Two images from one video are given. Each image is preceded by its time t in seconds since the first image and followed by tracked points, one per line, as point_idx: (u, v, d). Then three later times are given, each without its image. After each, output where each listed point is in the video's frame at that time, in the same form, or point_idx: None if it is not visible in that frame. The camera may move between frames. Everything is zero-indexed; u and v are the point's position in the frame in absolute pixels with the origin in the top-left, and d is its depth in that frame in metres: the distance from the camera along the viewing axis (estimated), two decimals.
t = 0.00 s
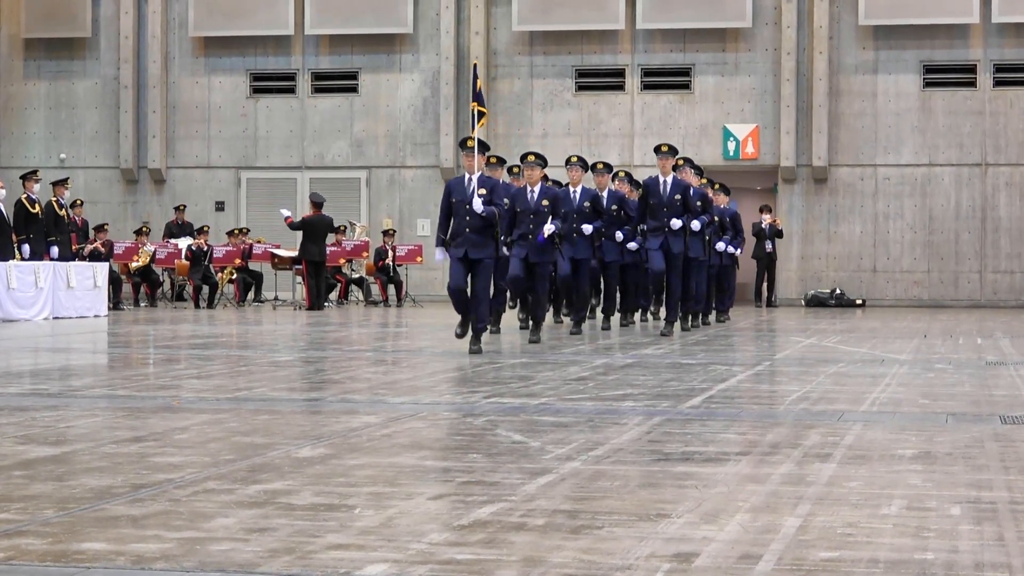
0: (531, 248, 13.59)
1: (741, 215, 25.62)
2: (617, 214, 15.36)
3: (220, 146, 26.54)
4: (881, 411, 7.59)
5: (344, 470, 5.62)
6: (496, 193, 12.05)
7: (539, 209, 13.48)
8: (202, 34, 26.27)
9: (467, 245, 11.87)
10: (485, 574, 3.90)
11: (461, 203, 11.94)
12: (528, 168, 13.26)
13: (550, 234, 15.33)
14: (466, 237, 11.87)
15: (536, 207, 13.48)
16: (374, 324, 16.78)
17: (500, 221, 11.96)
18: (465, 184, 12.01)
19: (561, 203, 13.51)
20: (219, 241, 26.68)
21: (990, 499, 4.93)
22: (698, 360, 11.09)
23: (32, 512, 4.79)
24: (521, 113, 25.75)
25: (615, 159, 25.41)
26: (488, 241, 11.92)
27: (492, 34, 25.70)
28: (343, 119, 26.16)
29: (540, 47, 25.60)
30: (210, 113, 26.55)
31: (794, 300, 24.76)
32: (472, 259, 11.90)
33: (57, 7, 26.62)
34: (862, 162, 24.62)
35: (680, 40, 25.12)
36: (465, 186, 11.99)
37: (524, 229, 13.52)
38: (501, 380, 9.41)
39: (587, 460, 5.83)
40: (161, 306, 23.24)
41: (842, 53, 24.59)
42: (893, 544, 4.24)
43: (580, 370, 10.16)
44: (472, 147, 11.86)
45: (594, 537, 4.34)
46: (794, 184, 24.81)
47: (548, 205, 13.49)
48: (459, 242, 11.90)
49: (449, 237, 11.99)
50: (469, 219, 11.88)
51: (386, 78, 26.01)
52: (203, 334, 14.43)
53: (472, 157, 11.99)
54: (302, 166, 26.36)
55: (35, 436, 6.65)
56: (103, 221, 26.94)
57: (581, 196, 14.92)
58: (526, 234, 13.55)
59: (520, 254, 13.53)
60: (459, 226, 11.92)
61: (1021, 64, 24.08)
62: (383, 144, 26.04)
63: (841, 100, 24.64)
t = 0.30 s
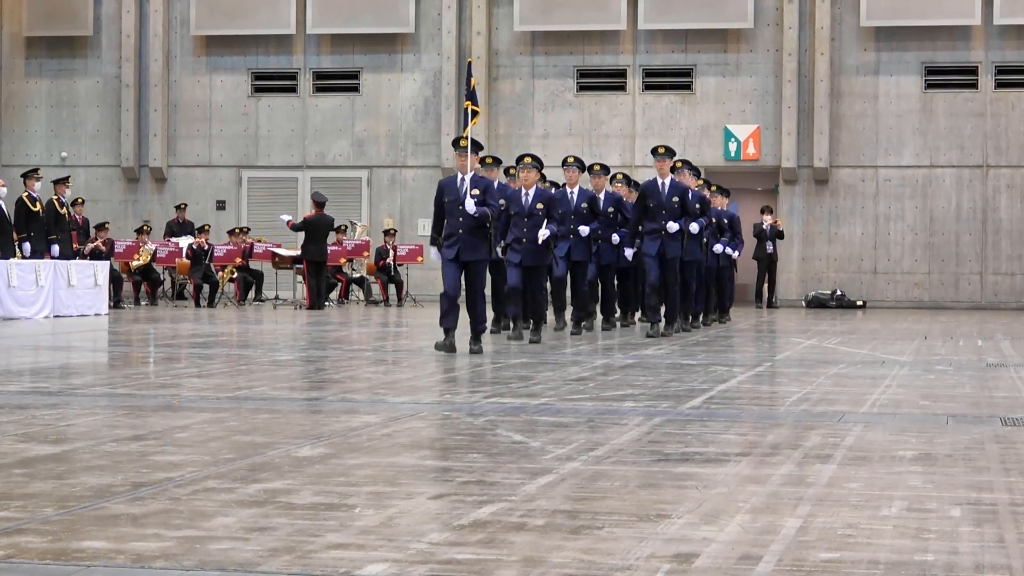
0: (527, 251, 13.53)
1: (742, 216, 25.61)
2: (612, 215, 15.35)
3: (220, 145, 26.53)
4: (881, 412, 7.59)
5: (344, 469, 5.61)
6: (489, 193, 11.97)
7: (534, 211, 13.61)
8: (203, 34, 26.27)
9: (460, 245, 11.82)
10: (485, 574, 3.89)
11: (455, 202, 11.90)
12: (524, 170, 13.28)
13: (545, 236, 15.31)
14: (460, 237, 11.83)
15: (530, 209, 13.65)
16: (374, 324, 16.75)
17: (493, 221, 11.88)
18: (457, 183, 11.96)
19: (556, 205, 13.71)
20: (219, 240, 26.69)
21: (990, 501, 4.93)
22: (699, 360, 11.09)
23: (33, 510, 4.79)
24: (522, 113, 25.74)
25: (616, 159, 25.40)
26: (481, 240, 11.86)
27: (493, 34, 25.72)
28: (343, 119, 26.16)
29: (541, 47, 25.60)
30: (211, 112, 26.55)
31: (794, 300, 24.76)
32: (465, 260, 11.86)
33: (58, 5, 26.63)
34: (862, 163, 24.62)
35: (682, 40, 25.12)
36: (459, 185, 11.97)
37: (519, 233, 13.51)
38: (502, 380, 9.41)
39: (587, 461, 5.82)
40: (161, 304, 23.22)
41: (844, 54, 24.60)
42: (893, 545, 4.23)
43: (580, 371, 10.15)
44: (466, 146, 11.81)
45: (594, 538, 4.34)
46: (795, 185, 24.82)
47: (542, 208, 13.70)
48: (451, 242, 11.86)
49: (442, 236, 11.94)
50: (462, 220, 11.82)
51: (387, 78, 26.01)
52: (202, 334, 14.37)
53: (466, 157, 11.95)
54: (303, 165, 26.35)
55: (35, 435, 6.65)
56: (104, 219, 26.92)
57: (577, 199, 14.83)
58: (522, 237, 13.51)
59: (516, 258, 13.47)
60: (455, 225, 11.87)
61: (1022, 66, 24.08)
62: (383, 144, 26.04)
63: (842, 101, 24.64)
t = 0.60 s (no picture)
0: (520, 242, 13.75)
1: (742, 217, 25.59)
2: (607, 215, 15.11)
3: (221, 145, 26.53)
4: (882, 414, 7.58)
5: (344, 470, 5.61)
6: (480, 192, 11.98)
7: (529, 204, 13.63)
8: (204, 34, 26.27)
9: (449, 243, 11.86)
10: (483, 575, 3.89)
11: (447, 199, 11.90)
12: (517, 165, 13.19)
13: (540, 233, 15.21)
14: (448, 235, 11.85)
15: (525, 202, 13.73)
16: (375, 324, 16.76)
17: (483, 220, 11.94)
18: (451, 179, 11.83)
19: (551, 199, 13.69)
20: (220, 239, 26.69)
21: (990, 503, 4.93)
22: (700, 362, 11.08)
23: (32, 509, 4.78)
24: (523, 114, 25.73)
25: (616, 161, 25.40)
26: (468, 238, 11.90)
27: (494, 35, 25.71)
28: (345, 119, 26.16)
29: (542, 48, 25.60)
30: (212, 112, 26.55)
31: (795, 302, 24.74)
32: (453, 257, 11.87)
33: (60, 5, 26.63)
34: (864, 166, 24.62)
35: (683, 42, 25.13)
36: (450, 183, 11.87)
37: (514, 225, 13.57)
38: (502, 380, 9.40)
39: (587, 462, 5.82)
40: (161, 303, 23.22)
41: (845, 57, 24.60)
42: (893, 548, 4.23)
43: (580, 372, 10.16)
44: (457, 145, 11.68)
45: (594, 539, 4.33)
46: (796, 187, 24.82)
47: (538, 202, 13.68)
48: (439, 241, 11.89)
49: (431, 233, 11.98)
50: (453, 218, 11.85)
51: (389, 78, 26.02)
52: (202, 334, 14.31)
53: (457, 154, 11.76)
54: (304, 166, 26.35)
55: (35, 434, 6.64)
56: (104, 219, 26.92)
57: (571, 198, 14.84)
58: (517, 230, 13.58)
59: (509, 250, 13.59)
60: (444, 222, 11.89)
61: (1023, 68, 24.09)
62: (384, 144, 26.05)
63: (843, 103, 24.65)
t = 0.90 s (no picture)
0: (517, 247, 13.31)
1: (742, 217, 25.58)
2: (605, 216, 15.04)
3: (222, 145, 26.52)
4: (883, 414, 7.58)
5: (344, 470, 5.60)
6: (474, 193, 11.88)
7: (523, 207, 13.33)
8: (205, 34, 26.25)
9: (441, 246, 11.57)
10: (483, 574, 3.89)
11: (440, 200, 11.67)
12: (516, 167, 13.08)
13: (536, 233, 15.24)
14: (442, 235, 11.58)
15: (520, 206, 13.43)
16: (376, 324, 16.76)
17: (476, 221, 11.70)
18: (443, 179, 11.71)
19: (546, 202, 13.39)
20: (220, 239, 26.68)
21: (991, 503, 4.92)
22: (700, 362, 11.09)
23: (32, 510, 4.77)
24: (524, 114, 25.72)
25: (616, 160, 25.41)
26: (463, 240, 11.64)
27: (494, 35, 25.71)
28: (344, 119, 26.15)
29: (542, 48, 25.60)
30: (212, 112, 26.54)
31: (795, 302, 24.74)
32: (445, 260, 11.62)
33: (59, 5, 26.63)
34: (864, 165, 24.61)
35: (683, 41, 25.13)
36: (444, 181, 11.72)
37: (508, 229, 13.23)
38: (502, 381, 9.39)
39: (587, 462, 5.82)
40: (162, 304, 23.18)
41: (846, 56, 24.59)
42: (894, 547, 4.23)
43: (581, 371, 10.16)
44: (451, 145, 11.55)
45: (594, 539, 4.33)
46: (796, 186, 24.81)
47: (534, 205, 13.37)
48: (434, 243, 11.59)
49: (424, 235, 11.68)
50: (444, 218, 11.61)
51: (389, 78, 26.01)
52: (203, 335, 14.33)
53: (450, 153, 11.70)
54: (304, 166, 26.35)
55: (35, 434, 6.64)
56: (104, 220, 26.91)
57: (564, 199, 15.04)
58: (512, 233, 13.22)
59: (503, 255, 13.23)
60: (435, 224, 11.62)
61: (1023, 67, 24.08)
62: (384, 144, 26.05)
63: (843, 103, 24.64)
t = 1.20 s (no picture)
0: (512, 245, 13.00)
1: (743, 216, 25.60)
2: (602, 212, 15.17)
3: (222, 146, 26.52)
4: (884, 412, 7.58)
5: (345, 470, 5.61)
6: (468, 188, 11.60)
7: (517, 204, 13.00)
8: (205, 35, 26.26)
9: (439, 242, 11.53)
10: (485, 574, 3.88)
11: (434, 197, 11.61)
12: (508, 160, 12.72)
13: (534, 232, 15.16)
14: (439, 233, 11.51)
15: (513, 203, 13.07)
16: (377, 325, 16.78)
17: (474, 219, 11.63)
18: (436, 179, 11.67)
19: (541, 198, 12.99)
20: (221, 240, 26.69)
21: (993, 501, 4.92)
22: (701, 361, 11.09)
23: (33, 511, 4.77)
24: (524, 114, 25.72)
25: (617, 160, 25.42)
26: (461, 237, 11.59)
27: (494, 34, 25.72)
28: (345, 119, 26.15)
29: (542, 48, 25.60)
30: (212, 113, 26.53)
31: (797, 300, 24.77)
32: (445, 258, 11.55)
33: (59, 7, 26.61)
34: (864, 163, 24.61)
35: (683, 40, 25.13)
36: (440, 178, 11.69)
37: (501, 227, 13.01)
38: (503, 380, 9.39)
39: (588, 460, 5.82)
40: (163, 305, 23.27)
41: (846, 54, 24.57)
42: (895, 545, 4.23)
43: (581, 370, 10.16)
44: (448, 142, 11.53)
45: (595, 538, 4.33)
46: (796, 185, 24.81)
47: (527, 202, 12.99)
48: (430, 238, 11.55)
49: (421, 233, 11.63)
50: (441, 216, 11.53)
51: (389, 78, 26.01)
52: (204, 335, 14.35)
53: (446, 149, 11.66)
54: (304, 167, 26.35)
55: (36, 435, 6.63)
56: (105, 221, 26.91)
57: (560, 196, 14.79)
58: (505, 229, 12.98)
59: (498, 253, 13.00)
60: (432, 222, 11.54)
61: None
62: (385, 145, 26.05)
63: (844, 101, 24.63)
